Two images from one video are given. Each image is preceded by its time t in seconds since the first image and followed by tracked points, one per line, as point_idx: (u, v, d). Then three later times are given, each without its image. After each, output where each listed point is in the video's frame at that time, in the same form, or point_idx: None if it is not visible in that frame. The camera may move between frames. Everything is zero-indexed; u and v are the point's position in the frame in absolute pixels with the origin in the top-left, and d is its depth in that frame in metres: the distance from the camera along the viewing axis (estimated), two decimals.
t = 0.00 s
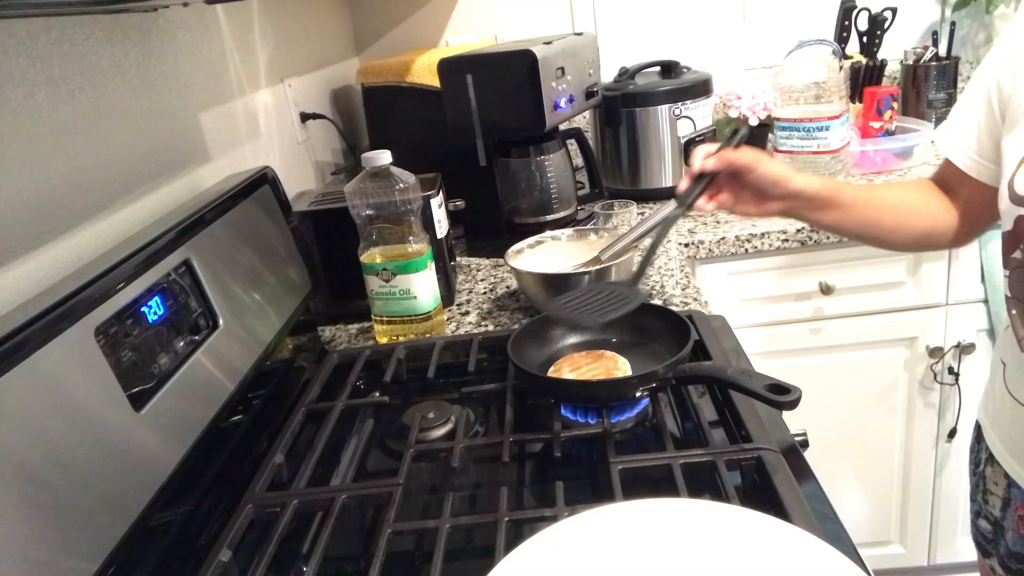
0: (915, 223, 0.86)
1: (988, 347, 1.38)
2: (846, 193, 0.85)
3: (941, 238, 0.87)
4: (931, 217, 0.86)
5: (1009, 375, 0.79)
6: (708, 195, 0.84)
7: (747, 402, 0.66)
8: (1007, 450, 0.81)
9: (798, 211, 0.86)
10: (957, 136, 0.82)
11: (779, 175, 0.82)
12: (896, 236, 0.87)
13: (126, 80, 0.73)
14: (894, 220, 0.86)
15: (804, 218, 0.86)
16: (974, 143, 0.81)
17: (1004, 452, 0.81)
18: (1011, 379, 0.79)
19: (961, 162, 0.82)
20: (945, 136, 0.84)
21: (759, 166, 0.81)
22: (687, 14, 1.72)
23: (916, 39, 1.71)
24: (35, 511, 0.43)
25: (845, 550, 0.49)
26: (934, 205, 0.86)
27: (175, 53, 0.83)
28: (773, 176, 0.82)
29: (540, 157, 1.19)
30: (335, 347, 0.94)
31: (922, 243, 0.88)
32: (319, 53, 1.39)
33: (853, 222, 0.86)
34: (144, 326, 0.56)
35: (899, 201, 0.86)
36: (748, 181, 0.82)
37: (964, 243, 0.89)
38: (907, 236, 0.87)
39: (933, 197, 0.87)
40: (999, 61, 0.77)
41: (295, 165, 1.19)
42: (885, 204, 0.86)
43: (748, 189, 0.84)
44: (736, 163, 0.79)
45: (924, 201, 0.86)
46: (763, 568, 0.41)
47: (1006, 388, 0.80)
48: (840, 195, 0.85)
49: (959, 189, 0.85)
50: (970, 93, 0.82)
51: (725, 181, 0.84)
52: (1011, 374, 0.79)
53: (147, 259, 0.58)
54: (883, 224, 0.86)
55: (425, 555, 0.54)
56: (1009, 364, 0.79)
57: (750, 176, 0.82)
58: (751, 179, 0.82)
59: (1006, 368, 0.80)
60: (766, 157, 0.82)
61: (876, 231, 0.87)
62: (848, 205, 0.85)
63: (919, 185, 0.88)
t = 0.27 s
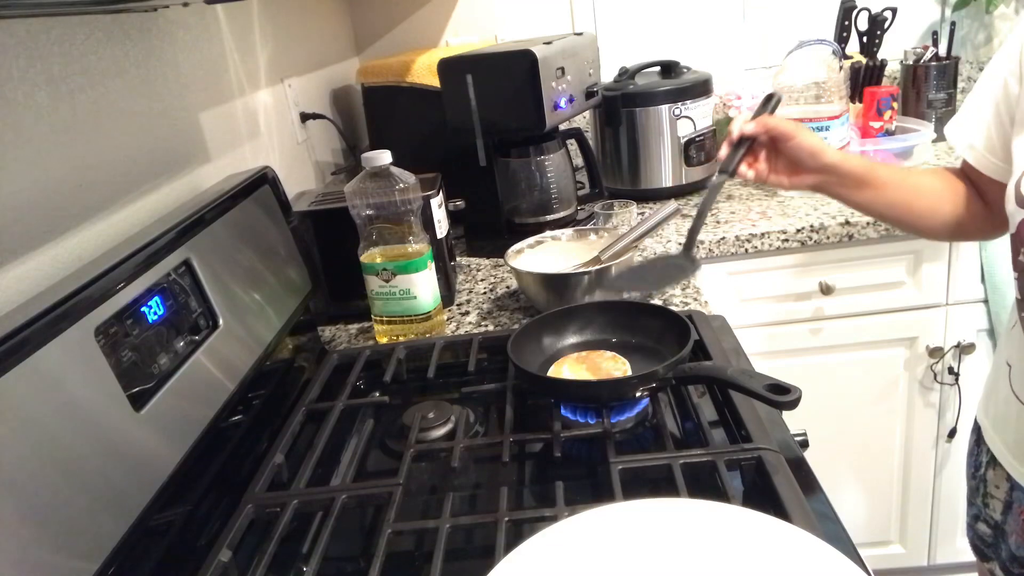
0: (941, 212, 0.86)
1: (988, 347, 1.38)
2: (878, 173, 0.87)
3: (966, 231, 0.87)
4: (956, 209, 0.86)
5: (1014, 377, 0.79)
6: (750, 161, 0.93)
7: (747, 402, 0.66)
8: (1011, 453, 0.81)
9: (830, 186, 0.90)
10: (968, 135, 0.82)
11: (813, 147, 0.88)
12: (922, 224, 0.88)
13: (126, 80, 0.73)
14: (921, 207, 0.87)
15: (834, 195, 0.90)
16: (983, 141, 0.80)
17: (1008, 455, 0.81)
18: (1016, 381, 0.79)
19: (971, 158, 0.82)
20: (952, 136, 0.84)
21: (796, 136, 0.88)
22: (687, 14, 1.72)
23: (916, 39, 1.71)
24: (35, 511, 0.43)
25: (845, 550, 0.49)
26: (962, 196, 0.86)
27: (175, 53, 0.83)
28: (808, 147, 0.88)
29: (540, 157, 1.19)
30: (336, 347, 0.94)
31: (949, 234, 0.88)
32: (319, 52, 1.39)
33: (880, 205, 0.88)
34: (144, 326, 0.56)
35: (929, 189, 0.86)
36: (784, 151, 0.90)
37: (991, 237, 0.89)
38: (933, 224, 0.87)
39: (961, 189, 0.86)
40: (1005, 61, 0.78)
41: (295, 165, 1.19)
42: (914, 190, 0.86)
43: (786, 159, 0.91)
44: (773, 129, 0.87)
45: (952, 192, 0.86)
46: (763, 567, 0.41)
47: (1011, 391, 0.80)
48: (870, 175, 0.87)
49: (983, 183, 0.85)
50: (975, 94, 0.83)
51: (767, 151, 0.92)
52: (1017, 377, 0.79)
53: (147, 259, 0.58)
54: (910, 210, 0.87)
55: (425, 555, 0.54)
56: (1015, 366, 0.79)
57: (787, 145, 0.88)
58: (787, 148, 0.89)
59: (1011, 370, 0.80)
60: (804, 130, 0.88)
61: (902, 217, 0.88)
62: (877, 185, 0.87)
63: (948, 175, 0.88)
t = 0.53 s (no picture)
0: (944, 202, 0.87)
1: (988, 347, 1.38)
2: (890, 153, 0.86)
3: (964, 220, 0.88)
4: (959, 196, 0.87)
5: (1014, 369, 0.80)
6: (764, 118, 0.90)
7: (747, 402, 0.66)
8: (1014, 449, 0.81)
9: (837, 158, 0.89)
10: (973, 129, 0.82)
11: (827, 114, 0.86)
12: (924, 207, 0.88)
13: (126, 80, 0.73)
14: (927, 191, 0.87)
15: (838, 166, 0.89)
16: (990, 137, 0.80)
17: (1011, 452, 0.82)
18: (1017, 378, 0.79)
19: (977, 152, 0.82)
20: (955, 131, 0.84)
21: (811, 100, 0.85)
22: (687, 14, 1.72)
23: (916, 39, 1.71)
24: (36, 511, 0.43)
25: (845, 550, 0.49)
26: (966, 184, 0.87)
27: (175, 53, 0.83)
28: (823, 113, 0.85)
29: (540, 157, 1.19)
30: (336, 348, 0.94)
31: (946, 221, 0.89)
32: (319, 53, 1.39)
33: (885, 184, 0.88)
34: (144, 326, 0.57)
35: (936, 174, 0.86)
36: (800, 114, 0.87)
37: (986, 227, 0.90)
38: (933, 210, 0.88)
39: (965, 177, 0.87)
40: (1008, 59, 0.78)
41: (295, 165, 1.19)
42: (923, 172, 0.86)
43: (795, 122, 0.89)
44: (790, 90, 0.84)
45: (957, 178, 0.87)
46: (762, 568, 0.41)
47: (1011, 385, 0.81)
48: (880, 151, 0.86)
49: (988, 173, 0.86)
50: (978, 91, 0.83)
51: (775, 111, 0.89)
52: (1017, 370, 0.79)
53: (147, 258, 0.58)
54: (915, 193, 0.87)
55: (425, 555, 0.54)
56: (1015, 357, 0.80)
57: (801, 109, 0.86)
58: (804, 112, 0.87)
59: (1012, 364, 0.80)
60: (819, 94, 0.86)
61: (907, 199, 0.88)
62: (887, 163, 0.86)
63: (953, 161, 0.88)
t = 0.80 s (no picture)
0: (953, 204, 0.86)
1: (988, 347, 1.38)
2: (898, 155, 0.86)
3: (971, 222, 0.87)
4: (966, 199, 0.85)
5: None
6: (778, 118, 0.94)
7: (747, 402, 0.66)
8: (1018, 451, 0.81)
9: (847, 158, 0.90)
10: (984, 129, 0.81)
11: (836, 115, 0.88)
12: (927, 208, 0.87)
13: (126, 80, 0.73)
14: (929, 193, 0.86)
15: (848, 166, 0.90)
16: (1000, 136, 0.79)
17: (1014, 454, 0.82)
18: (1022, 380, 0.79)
19: (987, 152, 0.81)
20: (967, 130, 0.84)
21: (821, 102, 0.88)
22: (687, 14, 1.72)
23: (917, 39, 1.71)
24: (35, 512, 0.43)
25: (845, 550, 0.49)
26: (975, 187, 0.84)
27: (175, 53, 0.83)
28: (832, 114, 0.88)
29: (540, 157, 1.19)
30: (336, 347, 0.94)
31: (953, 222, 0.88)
32: (319, 53, 1.39)
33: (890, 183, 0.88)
34: (144, 326, 0.57)
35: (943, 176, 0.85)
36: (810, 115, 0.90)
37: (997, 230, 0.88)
38: (936, 211, 0.87)
39: (976, 179, 0.85)
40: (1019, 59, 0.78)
41: (295, 164, 1.19)
42: (927, 173, 0.85)
43: (806, 123, 0.92)
44: (801, 92, 0.87)
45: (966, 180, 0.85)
46: (762, 568, 0.41)
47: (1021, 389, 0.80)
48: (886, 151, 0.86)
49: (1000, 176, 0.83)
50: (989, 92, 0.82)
51: (787, 113, 0.93)
52: None
53: (148, 258, 0.58)
54: (918, 194, 0.87)
55: (425, 555, 0.54)
56: None
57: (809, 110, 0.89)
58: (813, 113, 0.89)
59: None
60: (831, 95, 0.88)
61: (909, 199, 0.88)
62: (891, 163, 0.86)
63: (966, 161, 0.86)
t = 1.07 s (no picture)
0: (955, 215, 0.86)
1: (988, 347, 1.38)
2: (899, 167, 0.86)
3: (976, 233, 0.87)
4: (967, 209, 0.85)
5: None
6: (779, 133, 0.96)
7: (747, 402, 0.66)
8: None
9: (849, 171, 0.91)
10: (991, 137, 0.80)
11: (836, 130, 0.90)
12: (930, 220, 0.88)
13: (126, 80, 0.73)
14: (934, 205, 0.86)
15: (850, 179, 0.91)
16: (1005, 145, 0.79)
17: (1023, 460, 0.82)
18: None
19: (993, 160, 0.81)
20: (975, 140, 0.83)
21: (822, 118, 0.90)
22: (687, 14, 1.72)
23: (917, 39, 1.71)
24: (35, 512, 0.43)
25: (845, 549, 0.49)
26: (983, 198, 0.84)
27: (175, 53, 0.83)
28: (832, 129, 0.89)
29: (540, 157, 1.19)
30: (335, 347, 0.94)
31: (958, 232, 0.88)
32: (319, 53, 1.39)
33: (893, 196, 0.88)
34: (144, 326, 0.57)
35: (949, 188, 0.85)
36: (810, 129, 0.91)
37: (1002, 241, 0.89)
38: (941, 223, 0.87)
39: (979, 189, 0.84)
40: None
41: (295, 164, 1.19)
42: (932, 187, 0.85)
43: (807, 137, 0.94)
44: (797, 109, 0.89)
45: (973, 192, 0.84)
46: (762, 568, 0.41)
47: None
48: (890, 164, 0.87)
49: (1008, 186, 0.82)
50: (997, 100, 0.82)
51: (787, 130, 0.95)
52: None
53: (148, 259, 0.58)
54: (922, 207, 0.87)
55: (425, 555, 0.54)
56: None
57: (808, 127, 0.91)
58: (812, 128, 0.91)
59: None
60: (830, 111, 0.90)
61: (911, 211, 0.88)
62: (894, 177, 0.87)
63: (972, 171, 0.86)
